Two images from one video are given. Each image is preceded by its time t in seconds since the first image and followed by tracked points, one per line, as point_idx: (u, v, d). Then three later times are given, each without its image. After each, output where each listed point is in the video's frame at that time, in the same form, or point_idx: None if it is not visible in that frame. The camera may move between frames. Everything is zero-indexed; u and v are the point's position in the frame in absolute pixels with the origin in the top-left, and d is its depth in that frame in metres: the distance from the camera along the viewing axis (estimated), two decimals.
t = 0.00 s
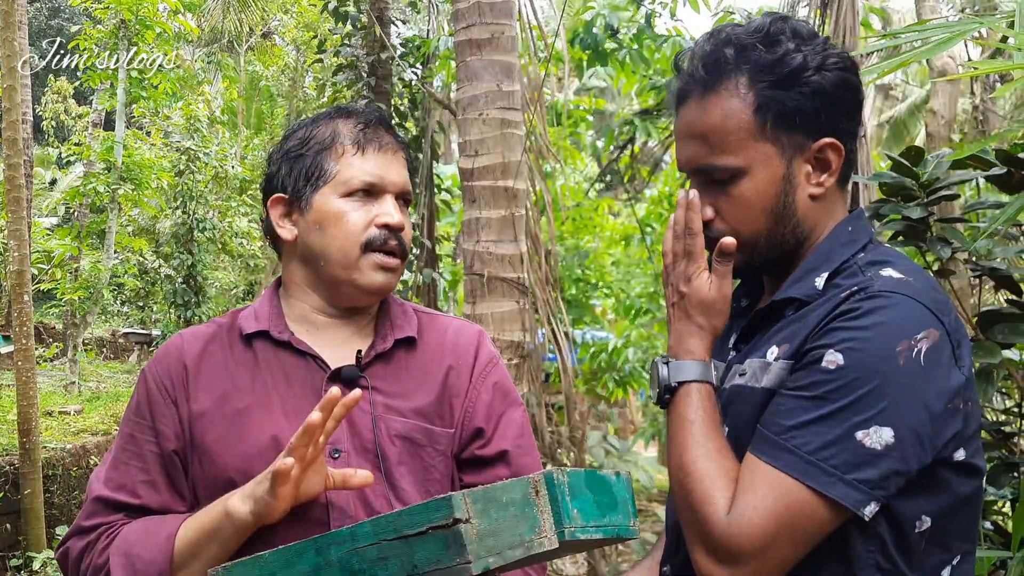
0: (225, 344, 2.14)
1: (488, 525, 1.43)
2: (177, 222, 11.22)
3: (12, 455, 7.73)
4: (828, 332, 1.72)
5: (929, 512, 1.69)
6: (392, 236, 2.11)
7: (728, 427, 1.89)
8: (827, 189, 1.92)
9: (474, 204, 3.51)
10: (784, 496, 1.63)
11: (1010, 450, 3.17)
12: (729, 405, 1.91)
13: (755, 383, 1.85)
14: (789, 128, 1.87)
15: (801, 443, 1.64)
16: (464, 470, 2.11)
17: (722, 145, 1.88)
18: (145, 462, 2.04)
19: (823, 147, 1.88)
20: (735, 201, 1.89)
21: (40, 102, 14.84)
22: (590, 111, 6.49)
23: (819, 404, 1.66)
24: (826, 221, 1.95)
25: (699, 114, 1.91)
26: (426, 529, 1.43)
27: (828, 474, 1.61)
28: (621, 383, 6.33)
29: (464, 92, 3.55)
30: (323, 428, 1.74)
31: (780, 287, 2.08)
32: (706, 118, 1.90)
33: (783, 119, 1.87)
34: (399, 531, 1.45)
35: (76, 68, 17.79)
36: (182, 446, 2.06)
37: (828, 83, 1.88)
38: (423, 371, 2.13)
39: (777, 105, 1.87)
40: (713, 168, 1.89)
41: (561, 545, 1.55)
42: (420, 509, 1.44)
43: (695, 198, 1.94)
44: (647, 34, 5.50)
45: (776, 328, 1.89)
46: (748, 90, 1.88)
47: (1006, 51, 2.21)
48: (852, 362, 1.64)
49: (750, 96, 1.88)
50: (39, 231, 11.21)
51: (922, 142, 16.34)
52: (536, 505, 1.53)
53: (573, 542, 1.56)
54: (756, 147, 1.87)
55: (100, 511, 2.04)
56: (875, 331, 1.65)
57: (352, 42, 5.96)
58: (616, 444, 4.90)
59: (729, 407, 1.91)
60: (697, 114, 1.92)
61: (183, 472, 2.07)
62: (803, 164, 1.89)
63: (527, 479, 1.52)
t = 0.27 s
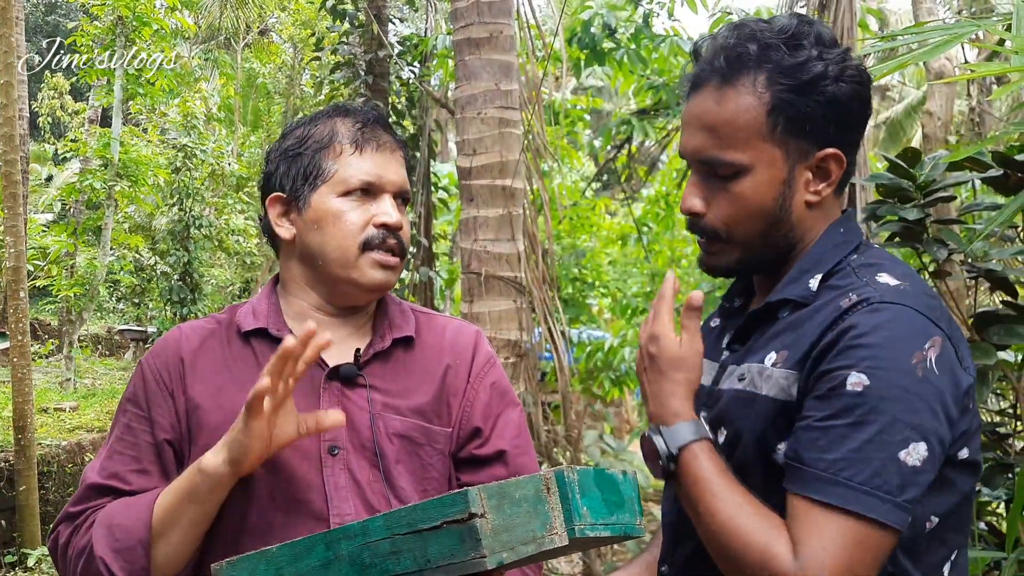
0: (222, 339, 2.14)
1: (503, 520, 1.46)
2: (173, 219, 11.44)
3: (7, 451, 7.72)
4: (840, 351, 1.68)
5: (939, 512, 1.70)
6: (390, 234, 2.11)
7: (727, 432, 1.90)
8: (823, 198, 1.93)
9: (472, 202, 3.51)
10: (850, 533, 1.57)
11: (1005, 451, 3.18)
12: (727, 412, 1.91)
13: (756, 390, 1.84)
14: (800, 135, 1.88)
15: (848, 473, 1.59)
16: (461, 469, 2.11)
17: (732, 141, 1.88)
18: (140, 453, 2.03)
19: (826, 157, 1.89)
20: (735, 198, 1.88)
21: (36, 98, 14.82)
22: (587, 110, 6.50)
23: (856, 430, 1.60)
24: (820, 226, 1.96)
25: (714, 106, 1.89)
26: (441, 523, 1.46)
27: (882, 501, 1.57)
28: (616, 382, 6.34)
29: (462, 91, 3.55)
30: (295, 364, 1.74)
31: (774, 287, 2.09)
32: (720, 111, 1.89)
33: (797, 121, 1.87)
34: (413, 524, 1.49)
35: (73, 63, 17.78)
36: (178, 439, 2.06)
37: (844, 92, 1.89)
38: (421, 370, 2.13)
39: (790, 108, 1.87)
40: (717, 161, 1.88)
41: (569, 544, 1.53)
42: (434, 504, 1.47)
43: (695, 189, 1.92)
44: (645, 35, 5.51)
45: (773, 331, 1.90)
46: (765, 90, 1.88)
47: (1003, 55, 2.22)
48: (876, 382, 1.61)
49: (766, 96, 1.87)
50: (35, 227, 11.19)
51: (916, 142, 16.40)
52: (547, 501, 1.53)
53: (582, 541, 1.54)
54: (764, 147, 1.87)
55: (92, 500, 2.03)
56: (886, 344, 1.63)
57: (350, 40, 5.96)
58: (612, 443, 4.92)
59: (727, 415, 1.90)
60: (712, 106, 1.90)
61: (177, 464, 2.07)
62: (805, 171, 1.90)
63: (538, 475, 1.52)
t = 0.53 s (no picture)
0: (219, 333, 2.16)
1: (486, 521, 1.45)
2: (168, 217, 11.37)
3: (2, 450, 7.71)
4: (874, 370, 1.71)
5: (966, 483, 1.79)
6: (385, 230, 2.11)
7: (730, 434, 1.94)
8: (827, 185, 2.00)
9: (468, 201, 3.52)
10: (956, 542, 1.65)
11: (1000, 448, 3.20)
12: (729, 415, 1.95)
13: (764, 394, 1.88)
14: (812, 119, 1.95)
15: (926, 488, 1.64)
16: (454, 468, 2.12)
17: (749, 125, 1.92)
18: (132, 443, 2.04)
19: (830, 144, 1.96)
20: (754, 183, 1.92)
21: (31, 97, 14.79)
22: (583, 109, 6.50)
23: (918, 444, 1.65)
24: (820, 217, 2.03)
25: (730, 91, 1.94)
26: (425, 525, 1.46)
27: (965, 505, 1.65)
28: (612, 381, 6.39)
29: (458, 90, 3.55)
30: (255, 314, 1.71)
31: (768, 288, 2.12)
32: (736, 97, 1.93)
33: (808, 106, 1.94)
34: (398, 526, 1.49)
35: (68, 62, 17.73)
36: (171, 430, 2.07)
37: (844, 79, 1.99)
38: (416, 368, 2.13)
39: (803, 92, 1.94)
40: (733, 148, 1.92)
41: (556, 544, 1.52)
42: (419, 506, 1.46)
43: (712, 177, 1.94)
44: (641, 33, 5.51)
45: (775, 334, 1.95)
46: (778, 74, 1.94)
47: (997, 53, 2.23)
48: (925, 394, 1.66)
49: (780, 80, 1.94)
50: (30, 225, 11.16)
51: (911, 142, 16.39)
52: (532, 502, 1.51)
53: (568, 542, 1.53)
54: (779, 132, 1.92)
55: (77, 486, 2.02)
56: (918, 351, 1.70)
57: (346, 38, 5.96)
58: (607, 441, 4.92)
59: (728, 419, 1.95)
60: (728, 91, 1.94)
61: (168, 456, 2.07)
62: (814, 157, 1.96)
63: (525, 476, 1.51)
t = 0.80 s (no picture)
0: (216, 335, 2.14)
1: (481, 526, 1.45)
2: (168, 214, 11.17)
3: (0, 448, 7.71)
4: (877, 371, 1.72)
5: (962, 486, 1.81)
6: (387, 228, 2.12)
7: (730, 436, 1.94)
8: (811, 197, 2.00)
9: (466, 200, 3.51)
10: (966, 538, 1.66)
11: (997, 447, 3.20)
12: (727, 417, 1.95)
13: (763, 396, 1.88)
14: (798, 128, 1.95)
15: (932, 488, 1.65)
16: (452, 468, 2.12)
17: (727, 131, 1.94)
18: (132, 452, 2.03)
19: (818, 156, 1.96)
20: (726, 187, 1.95)
21: (30, 95, 14.79)
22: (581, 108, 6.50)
23: (923, 444, 1.66)
24: (805, 226, 2.04)
25: (715, 95, 1.96)
26: (420, 529, 1.45)
27: (971, 502, 1.66)
28: (609, 379, 6.46)
29: (456, 90, 3.55)
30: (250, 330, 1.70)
31: (760, 288, 2.12)
32: (720, 101, 1.95)
33: (791, 117, 1.94)
34: (394, 529, 1.48)
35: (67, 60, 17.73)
36: (169, 435, 2.06)
37: (842, 92, 1.96)
38: (414, 368, 2.13)
39: (790, 104, 1.94)
40: (710, 151, 1.95)
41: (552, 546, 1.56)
42: (414, 509, 1.45)
43: (686, 175, 1.99)
44: (639, 32, 5.52)
45: (771, 335, 1.95)
46: (767, 83, 1.94)
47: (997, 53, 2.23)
48: (928, 394, 1.67)
49: (767, 90, 1.94)
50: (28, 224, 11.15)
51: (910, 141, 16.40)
52: (527, 506, 1.54)
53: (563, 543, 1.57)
54: (758, 140, 1.94)
55: (84, 501, 2.03)
56: (920, 351, 1.71)
57: (344, 37, 5.97)
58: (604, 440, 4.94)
59: (727, 420, 1.95)
60: (713, 95, 1.97)
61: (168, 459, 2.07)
62: (797, 168, 1.97)
63: (518, 480, 1.53)
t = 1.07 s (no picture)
0: (215, 336, 2.15)
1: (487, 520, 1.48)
2: (167, 214, 11.16)
3: None
4: (870, 369, 1.72)
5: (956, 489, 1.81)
6: (387, 227, 2.13)
7: (724, 436, 1.95)
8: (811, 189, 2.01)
9: (465, 199, 3.52)
10: (958, 536, 1.66)
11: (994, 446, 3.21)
12: (721, 416, 1.96)
13: (757, 395, 1.89)
14: (792, 122, 1.96)
15: (926, 485, 1.65)
16: (452, 467, 2.13)
17: (724, 127, 1.95)
18: (130, 455, 2.04)
19: (814, 147, 1.98)
20: (726, 183, 1.96)
21: (30, 94, 14.79)
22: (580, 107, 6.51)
23: (915, 441, 1.66)
24: (806, 218, 2.05)
25: (707, 94, 1.98)
26: (426, 524, 1.47)
27: (964, 500, 1.66)
28: (608, 378, 6.54)
29: (456, 89, 3.56)
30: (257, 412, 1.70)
31: (754, 288, 2.13)
32: (714, 99, 1.97)
33: (786, 111, 1.96)
34: (400, 525, 1.50)
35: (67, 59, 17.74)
36: (169, 436, 2.07)
37: (833, 83, 1.98)
38: (413, 368, 2.14)
39: (783, 96, 1.95)
40: (709, 149, 1.96)
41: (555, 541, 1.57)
42: (420, 505, 1.48)
43: (686, 175, 1.99)
44: (638, 31, 5.53)
45: (765, 334, 1.96)
46: (759, 77, 1.96)
47: (995, 52, 2.24)
48: (921, 393, 1.68)
49: (760, 84, 1.95)
50: (27, 223, 11.15)
51: (910, 140, 16.40)
52: (531, 501, 1.55)
53: (567, 539, 1.57)
54: (755, 135, 1.95)
55: (83, 502, 2.05)
56: (913, 350, 1.71)
57: (343, 36, 5.98)
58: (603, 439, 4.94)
59: (721, 419, 1.96)
60: (705, 94, 1.98)
61: (170, 460, 2.08)
62: (795, 161, 1.98)
63: (523, 475, 1.54)
